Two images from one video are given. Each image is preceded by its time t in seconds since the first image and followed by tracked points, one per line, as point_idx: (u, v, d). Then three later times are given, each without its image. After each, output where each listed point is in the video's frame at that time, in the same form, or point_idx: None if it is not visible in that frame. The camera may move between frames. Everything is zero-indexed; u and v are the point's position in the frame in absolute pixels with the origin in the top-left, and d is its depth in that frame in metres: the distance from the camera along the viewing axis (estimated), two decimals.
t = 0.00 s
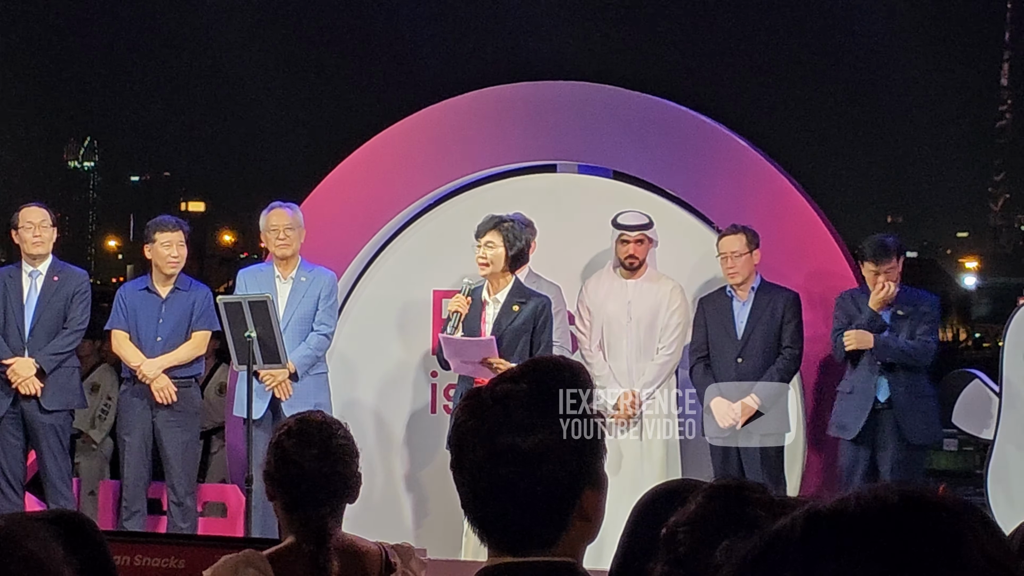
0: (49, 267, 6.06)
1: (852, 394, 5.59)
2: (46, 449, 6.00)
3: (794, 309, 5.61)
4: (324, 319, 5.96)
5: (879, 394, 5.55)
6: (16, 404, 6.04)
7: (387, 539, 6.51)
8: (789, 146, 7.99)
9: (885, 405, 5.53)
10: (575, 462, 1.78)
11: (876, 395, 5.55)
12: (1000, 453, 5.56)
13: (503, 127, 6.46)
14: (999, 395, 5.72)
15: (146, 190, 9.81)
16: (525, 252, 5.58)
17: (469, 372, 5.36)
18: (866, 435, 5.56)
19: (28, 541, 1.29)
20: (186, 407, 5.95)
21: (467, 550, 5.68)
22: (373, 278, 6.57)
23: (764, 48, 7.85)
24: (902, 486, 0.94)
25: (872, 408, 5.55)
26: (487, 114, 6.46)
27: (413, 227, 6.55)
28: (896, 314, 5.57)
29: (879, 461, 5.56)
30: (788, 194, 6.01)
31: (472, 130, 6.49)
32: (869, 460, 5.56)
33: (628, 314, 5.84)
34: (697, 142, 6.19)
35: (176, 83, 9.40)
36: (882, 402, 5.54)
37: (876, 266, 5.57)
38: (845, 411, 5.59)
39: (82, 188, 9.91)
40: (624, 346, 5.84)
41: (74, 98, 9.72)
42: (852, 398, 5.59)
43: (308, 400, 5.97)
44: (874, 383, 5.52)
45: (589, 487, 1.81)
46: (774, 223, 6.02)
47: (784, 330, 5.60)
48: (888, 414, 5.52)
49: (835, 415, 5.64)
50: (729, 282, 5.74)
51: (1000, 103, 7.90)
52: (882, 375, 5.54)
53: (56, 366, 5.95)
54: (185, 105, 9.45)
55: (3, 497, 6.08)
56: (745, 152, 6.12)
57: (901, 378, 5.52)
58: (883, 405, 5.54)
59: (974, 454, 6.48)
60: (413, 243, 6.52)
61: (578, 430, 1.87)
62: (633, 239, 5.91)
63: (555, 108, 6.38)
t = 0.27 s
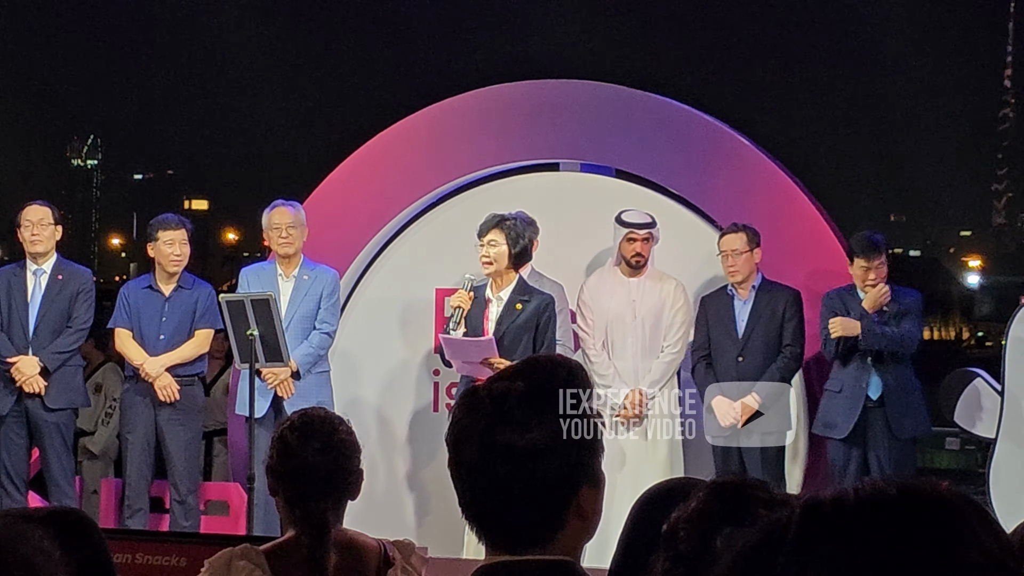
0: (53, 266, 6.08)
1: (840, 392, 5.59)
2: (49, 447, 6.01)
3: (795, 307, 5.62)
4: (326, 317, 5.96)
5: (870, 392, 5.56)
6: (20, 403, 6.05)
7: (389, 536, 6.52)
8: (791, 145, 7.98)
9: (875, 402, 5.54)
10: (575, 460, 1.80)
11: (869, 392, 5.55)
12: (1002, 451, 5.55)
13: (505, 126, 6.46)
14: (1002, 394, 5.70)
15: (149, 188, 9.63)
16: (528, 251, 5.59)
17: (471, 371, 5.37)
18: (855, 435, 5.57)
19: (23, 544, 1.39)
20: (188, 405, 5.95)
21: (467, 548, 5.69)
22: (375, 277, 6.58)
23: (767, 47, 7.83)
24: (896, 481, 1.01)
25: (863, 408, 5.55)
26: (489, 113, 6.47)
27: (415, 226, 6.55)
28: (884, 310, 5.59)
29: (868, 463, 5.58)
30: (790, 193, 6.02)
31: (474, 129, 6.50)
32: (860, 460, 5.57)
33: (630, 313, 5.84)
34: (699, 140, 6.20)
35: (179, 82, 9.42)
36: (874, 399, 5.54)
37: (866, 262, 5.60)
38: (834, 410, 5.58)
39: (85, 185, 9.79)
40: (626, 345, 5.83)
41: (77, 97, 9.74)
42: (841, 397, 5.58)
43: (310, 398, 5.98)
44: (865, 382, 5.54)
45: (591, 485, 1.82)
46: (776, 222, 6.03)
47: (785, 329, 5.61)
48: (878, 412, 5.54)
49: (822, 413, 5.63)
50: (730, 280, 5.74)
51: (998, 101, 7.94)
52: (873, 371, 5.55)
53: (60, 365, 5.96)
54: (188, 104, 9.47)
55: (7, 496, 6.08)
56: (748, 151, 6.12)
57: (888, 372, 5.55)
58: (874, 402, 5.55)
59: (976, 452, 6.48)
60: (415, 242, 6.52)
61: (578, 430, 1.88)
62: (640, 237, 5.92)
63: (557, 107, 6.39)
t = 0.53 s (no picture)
0: (60, 266, 6.09)
1: (837, 392, 5.59)
2: (55, 447, 6.02)
3: (800, 307, 5.60)
4: (329, 317, 5.98)
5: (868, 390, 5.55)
6: (25, 403, 6.05)
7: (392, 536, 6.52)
8: (792, 145, 8.02)
9: (874, 400, 5.53)
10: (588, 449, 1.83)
11: (867, 391, 5.55)
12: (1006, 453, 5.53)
13: (508, 127, 6.46)
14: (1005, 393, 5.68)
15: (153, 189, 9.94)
16: (530, 251, 5.59)
17: (476, 370, 5.36)
18: (854, 434, 5.56)
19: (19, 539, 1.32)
20: (192, 405, 5.96)
21: (470, 547, 5.69)
22: (379, 277, 6.58)
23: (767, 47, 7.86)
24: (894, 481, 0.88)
25: (861, 406, 5.54)
26: (493, 113, 6.47)
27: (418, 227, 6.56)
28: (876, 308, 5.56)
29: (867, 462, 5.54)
30: (794, 193, 6.02)
31: (477, 129, 6.50)
32: (860, 459, 5.55)
33: (633, 313, 5.84)
34: (702, 141, 6.20)
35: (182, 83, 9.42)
36: (872, 398, 5.53)
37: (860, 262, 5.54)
38: (831, 410, 5.58)
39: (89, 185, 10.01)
40: (630, 344, 5.84)
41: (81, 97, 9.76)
42: (838, 397, 5.58)
43: (314, 398, 6.00)
44: (862, 380, 5.53)
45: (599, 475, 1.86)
46: (779, 223, 6.03)
47: (789, 329, 5.59)
48: (877, 410, 5.52)
49: (819, 412, 5.63)
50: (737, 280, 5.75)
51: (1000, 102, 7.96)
52: (870, 365, 5.55)
53: (65, 365, 5.98)
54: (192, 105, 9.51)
55: (10, 495, 6.06)
56: (751, 151, 6.13)
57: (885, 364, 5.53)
58: (872, 400, 5.53)
59: (980, 452, 6.46)
60: (418, 242, 6.53)
61: (579, 431, 1.88)
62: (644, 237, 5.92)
63: (560, 107, 6.39)
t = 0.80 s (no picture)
0: (61, 265, 6.08)
1: (832, 391, 5.57)
2: (57, 446, 6.01)
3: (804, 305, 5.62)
4: (327, 316, 5.98)
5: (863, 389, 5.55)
6: (28, 401, 6.04)
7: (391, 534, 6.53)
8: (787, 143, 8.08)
9: (868, 399, 5.53)
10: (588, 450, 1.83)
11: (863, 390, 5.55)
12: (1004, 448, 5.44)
13: (506, 125, 6.45)
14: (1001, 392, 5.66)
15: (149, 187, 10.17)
16: (527, 249, 5.59)
17: (473, 368, 5.36)
18: (850, 434, 5.55)
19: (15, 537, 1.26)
20: (190, 404, 5.96)
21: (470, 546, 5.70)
22: (377, 276, 6.58)
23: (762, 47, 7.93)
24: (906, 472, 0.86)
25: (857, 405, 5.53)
26: (491, 111, 6.46)
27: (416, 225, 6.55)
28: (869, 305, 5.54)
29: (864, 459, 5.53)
30: (792, 192, 6.03)
31: (475, 128, 6.48)
32: (856, 457, 5.54)
33: (632, 312, 5.85)
34: (700, 140, 6.20)
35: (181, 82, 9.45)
36: (868, 396, 5.54)
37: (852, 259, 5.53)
38: (826, 409, 5.56)
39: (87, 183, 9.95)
40: (629, 343, 5.85)
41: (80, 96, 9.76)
42: (832, 396, 5.57)
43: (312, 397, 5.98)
44: (857, 378, 5.52)
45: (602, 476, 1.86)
46: (777, 221, 6.03)
47: (793, 326, 5.61)
48: (873, 408, 5.52)
49: (815, 411, 5.61)
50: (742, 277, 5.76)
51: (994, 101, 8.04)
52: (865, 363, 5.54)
53: (68, 364, 5.96)
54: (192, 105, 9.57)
55: (9, 493, 6.05)
56: (749, 149, 6.13)
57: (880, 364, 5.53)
58: (866, 399, 5.54)
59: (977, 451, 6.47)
60: (416, 241, 6.52)
61: (578, 431, 1.87)
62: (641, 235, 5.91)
63: (559, 106, 6.38)
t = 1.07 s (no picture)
0: (63, 271, 6.08)
1: (829, 398, 5.56)
2: (58, 453, 6.00)
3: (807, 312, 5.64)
4: (323, 322, 5.99)
5: (859, 394, 5.53)
6: (30, 406, 6.03)
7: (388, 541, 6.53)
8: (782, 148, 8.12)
9: (865, 405, 5.51)
10: (588, 456, 1.79)
11: (859, 396, 5.53)
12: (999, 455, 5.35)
13: (503, 131, 6.45)
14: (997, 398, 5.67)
15: (147, 192, 10.02)
16: (524, 254, 5.59)
17: (471, 375, 5.37)
18: (846, 441, 5.53)
19: None
20: (188, 411, 5.96)
21: (466, 551, 5.69)
22: (374, 281, 6.57)
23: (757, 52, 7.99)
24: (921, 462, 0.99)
25: (853, 411, 5.52)
26: (488, 117, 6.46)
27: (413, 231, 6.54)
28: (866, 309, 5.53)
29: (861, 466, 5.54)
30: (788, 197, 6.04)
31: (472, 134, 6.48)
32: (852, 462, 5.54)
33: (630, 318, 5.87)
34: (696, 145, 6.21)
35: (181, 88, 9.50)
36: (864, 403, 5.52)
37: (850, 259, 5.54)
38: (823, 416, 5.55)
39: (83, 189, 9.83)
40: (628, 348, 5.88)
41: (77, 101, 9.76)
42: (829, 403, 5.56)
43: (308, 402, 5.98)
44: (853, 385, 5.51)
45: (603, 479, 1.81)
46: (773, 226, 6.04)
47: (796, 333, 5.64)
48: (870, 414, 5.51)
49: (812, 418, 5.59)
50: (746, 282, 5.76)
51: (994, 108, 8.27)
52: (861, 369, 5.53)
53: (70, 370, 5.97)
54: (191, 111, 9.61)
55: (9, 501, 6.01)
56: (746, 154, 6.13)
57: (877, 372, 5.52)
58: (864, 405, 5.51)
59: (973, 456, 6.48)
60: (414, 246, 6.52)
61: (579, 431, 1.84)
62: (636, 240, 5.91)
63: (555, 111, 6.39)
